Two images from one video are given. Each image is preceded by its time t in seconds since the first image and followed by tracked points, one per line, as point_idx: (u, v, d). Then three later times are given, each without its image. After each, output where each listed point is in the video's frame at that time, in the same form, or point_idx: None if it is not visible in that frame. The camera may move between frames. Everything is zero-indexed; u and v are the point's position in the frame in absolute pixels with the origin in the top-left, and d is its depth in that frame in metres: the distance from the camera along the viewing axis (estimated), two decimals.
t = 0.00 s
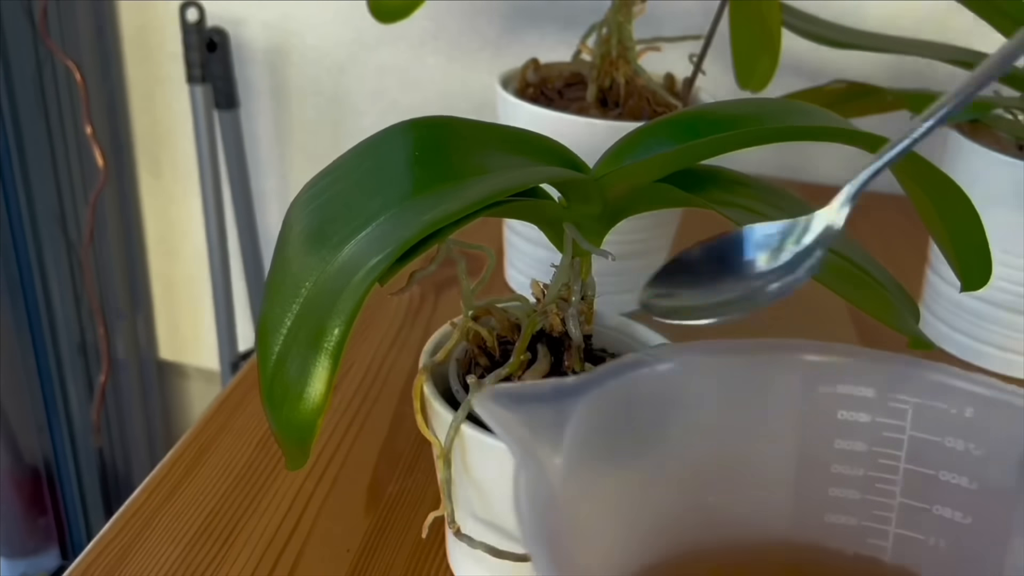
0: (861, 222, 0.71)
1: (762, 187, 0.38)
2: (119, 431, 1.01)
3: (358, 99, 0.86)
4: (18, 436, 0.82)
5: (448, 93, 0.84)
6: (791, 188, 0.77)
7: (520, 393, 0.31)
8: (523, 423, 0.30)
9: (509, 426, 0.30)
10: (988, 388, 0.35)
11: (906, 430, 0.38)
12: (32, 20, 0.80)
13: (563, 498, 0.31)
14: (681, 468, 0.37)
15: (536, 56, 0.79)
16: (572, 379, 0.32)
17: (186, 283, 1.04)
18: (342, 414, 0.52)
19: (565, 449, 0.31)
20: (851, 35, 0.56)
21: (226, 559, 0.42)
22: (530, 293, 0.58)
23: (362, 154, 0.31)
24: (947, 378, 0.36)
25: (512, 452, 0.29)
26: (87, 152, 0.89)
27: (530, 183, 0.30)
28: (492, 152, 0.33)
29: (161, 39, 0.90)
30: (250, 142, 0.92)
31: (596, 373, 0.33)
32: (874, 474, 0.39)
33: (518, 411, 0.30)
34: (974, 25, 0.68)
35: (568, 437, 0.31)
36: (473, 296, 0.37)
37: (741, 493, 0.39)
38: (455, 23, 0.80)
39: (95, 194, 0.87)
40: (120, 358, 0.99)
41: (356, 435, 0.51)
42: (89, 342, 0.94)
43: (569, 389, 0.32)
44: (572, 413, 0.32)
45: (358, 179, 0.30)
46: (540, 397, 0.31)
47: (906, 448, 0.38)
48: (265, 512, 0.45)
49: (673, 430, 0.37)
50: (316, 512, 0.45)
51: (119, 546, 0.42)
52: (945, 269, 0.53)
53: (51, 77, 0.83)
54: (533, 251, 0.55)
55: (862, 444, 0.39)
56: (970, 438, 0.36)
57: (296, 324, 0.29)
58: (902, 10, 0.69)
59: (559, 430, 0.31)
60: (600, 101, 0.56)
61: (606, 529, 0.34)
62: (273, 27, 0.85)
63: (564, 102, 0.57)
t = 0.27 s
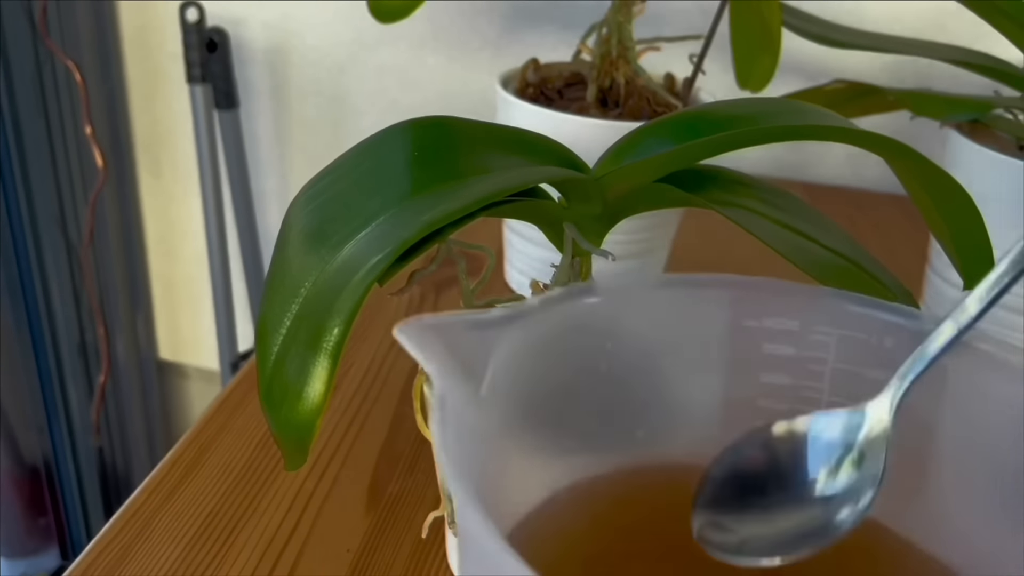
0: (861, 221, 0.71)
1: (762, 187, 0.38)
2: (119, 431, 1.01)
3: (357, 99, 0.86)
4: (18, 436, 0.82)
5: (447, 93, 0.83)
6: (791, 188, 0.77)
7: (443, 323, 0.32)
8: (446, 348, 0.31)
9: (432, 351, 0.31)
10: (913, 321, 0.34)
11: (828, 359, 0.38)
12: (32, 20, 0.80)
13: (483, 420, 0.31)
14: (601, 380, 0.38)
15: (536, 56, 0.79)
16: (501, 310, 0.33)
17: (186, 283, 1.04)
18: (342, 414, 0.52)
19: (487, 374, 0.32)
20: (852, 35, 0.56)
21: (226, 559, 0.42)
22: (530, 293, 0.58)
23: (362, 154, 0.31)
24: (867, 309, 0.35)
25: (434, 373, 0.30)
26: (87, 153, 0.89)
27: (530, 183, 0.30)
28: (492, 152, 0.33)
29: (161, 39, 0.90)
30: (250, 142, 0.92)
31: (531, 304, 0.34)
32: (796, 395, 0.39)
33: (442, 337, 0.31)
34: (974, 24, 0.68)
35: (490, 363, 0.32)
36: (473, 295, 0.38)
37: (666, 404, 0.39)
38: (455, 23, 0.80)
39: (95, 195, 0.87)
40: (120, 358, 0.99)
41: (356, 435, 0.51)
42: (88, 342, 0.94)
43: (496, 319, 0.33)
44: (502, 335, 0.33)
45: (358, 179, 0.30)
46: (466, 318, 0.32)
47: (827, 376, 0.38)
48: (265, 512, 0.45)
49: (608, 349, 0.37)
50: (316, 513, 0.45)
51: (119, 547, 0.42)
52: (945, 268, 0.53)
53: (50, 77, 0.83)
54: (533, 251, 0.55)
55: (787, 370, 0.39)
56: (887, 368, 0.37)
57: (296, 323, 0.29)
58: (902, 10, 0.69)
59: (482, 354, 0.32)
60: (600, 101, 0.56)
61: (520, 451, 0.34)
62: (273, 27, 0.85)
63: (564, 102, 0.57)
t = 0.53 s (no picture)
0: (861, 221, 0.71)
1: (762, 187, 0.38)
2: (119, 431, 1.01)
3: (358, 99, 0.86)
4: (18, 436, 0.82)
5: (447, 93, 0.83)
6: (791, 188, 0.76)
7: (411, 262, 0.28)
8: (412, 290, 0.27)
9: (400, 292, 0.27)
10: (873, 280, 0.33)
11: (788, 324, 0.37)
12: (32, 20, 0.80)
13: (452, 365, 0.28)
14: (568, 350, 0.36)
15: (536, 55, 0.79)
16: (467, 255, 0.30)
17: (186, 283, 1.04)
18: (342, 414, 0.52)
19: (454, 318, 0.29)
20: (852, 35, 0.56)
21: (226, 558, 0.42)
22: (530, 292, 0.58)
23: (362, 153, 0.31)
24: (828, 272, 0.34)
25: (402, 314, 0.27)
26: (87, 153, 0.89)
27: (529, 183, 0.30)
28: (492, 152, 0.33)
29: (161, 39, 0.90)
30: (251, 142, 0.92)
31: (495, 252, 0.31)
32: (754, 379, 0.38)
33: (408, 279, 0.27)
34: (974, 24, 0.68)
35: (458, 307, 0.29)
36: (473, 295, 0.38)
37: (625, 381, 0.37)
38: (455, 23, 0.80)
39: (95, 195, 0.87)
40: (120, 358, 0.99)
41: (356, 435, 0.51)
42: (88, 342, 0.94)
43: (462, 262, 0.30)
44: (466, 279, 0.30)
45: (358, 179, 0.30)
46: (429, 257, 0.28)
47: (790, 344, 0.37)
48: (265, 512, 0.45)
49: (566, 319, 0.35)
50: (316, 512, 0.45)
51: (119, 546, 0.42)
52: (944, 268, 0.53)
53: (51, 77, 0.83)
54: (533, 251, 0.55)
55: (747, 337, 0.38)
56: (844, 329, 0.35)
57: (296, 323, 0.29)
58: (903, 10, 0.69)
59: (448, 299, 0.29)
60: (600, 101, 0.56)
61: (491, 411, 0.32)
62: (274, 27, 0.85)
63: (564, 102, 0.57)
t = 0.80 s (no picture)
0: (861, 219, 0.71)
1: (763, 187, 0.38)
2: (119, 432, 1.01)
3: (357, 99, 0.86)
4: (18, 437, 0.82)
5: (447, 93, 0.83)
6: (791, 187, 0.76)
7: (421, 242, 0.27)
8: (424, 268, 0.26)
9: (412, 270, 0.26)
10: (887, 264, 0.33)
11: (802, 307, 0.36)
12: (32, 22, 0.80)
13: (462, 347, 0.27)
14: (577, 335, 0.35)
15: (536, 55, 0.79)
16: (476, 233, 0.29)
17: (186, 283, 1.04)
18: (342, 414, 0.52)
19: (464, 297, 0.28)
20: (853, 35, 0.56)
21: (226, 558, 0.42)
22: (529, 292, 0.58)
23: (362, 153, 0.31)
24: (841, 254, 0.34)
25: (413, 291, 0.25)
26: (87, 154, 0.89)
27: (529, 183, 0.30)
28: (493, 152, 0.33)
29: (161, 40, 0.90)
30: (250, 143, 0.92)
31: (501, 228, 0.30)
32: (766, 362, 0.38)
33: (419, 258, 0.26)
34: (975, 23, 0.68)
35: (467, 286, 0.28)
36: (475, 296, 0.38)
37: (637, 367, 0.37)
38: (455, 23, 0.80)
39: (95, 196, 0.87)
40: (120, 359, 0.99)
41: (356, 435, 0.51)
42: (88, 343, 0.94)
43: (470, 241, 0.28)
44: (480, 262, 0.29)
45: (357, 178, 0.30)
46: (443, 239, 0.27)
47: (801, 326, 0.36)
48: (265, 512, 0.45)
49: (576, 304, 0.34)
50: (315, 513, 0.45)
51: (118, 546, 0.42)
52: (945, 267, 0.53)
53: (50, 79, 0.83)
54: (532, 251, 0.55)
55: (761, 320, 0.37)
56: (856, 313, 0.35)
57: (295, 323, 0.29)
58: (903, 9, 0.69)
59: (458, 278, 0.27)
60: (600, 100, 0.56)
61: (490, 390, 0.31)
62: (273, 28, 0.85)
63: (564, 101, 0.57)
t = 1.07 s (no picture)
0: (861, 220, 0.71)
1: (763, 187, 0.38)
2: (119, 432, 1.01)
3: (357, 99, 0.86)
4: (18, 438, 0.82)
5: (447, 93, 0.83)
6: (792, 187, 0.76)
7: (406, 267, 0.28)
8: (410, 294, 0.27)
9: (397, 297, 0.27)
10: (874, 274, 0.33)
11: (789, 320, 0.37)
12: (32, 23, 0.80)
13: (447, 368, 0.28)
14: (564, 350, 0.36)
15: (536, 55, 0.78)
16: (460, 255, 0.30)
17: (186, 283, 1.03)
18: (342, 414, 0.52)
19: (450, 320, 0.29)
20: (855, 35, 0.56)
21: (226, 558, 0.42)
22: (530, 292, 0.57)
23: (361, 153, 0.31)
24: (831, 267, 0.34)
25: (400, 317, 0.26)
26: (87, 154, 0.89)
27: (530, 182, 0.30)
28: (493, 151, 0.33)
29: (161, 40, 0.90)
30: (250, 143, 0.92)
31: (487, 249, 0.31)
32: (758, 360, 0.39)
33: (404, 284, 0.27)
34: (975, 23, 0.68)
35: (453, 309, 0.29)
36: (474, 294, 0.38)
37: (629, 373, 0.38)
38: (455, 23, 0.80)
39: (94, 196, 0.87)
40: (120, 359, 0.99)
41: (356, 435, 0.50)
42: (88, 343, 0.94)
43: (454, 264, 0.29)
44: (464, 284, 0.30)
45: (357, 178, 0.30)
46: (430, 263, 0.28)
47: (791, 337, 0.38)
48: (265, 512, 0.45)
49: (565, 319, 0.35)
50: (316, 512, 0.45)
51: (118, 546, 0.42)
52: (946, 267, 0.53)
53: (50, 79, 0.83)
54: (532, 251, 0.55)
55: (749, 334, 0.39)
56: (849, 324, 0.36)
57: (295, 323, 0.29)
58: (904, 9, 0.69)
59: (443, 302, 0.28)
60: (600, 100, 0.56)
61: (479, 406, 0.32)
62: (273, 27, 0.85)
63: (564, 101, 0.57)
